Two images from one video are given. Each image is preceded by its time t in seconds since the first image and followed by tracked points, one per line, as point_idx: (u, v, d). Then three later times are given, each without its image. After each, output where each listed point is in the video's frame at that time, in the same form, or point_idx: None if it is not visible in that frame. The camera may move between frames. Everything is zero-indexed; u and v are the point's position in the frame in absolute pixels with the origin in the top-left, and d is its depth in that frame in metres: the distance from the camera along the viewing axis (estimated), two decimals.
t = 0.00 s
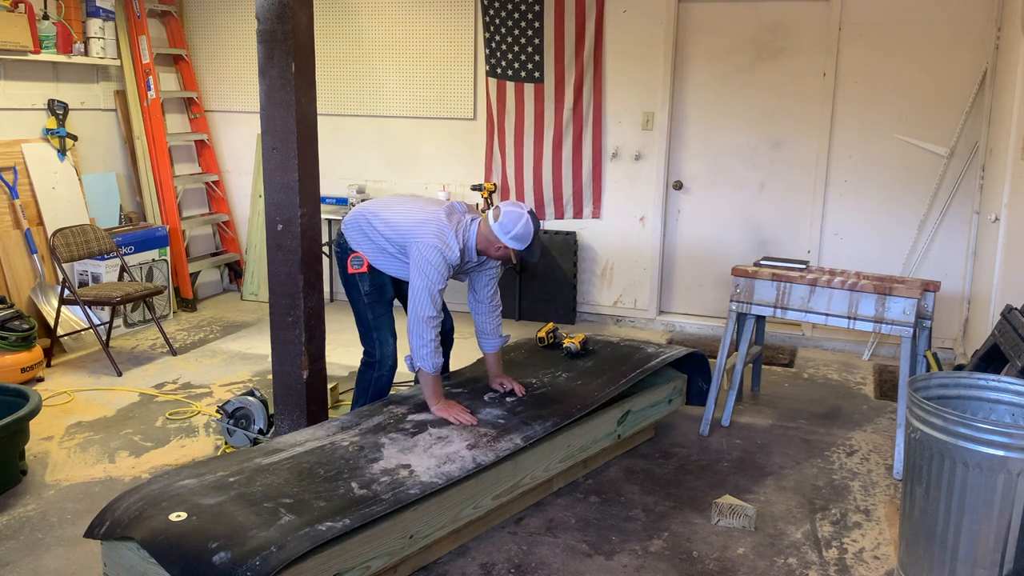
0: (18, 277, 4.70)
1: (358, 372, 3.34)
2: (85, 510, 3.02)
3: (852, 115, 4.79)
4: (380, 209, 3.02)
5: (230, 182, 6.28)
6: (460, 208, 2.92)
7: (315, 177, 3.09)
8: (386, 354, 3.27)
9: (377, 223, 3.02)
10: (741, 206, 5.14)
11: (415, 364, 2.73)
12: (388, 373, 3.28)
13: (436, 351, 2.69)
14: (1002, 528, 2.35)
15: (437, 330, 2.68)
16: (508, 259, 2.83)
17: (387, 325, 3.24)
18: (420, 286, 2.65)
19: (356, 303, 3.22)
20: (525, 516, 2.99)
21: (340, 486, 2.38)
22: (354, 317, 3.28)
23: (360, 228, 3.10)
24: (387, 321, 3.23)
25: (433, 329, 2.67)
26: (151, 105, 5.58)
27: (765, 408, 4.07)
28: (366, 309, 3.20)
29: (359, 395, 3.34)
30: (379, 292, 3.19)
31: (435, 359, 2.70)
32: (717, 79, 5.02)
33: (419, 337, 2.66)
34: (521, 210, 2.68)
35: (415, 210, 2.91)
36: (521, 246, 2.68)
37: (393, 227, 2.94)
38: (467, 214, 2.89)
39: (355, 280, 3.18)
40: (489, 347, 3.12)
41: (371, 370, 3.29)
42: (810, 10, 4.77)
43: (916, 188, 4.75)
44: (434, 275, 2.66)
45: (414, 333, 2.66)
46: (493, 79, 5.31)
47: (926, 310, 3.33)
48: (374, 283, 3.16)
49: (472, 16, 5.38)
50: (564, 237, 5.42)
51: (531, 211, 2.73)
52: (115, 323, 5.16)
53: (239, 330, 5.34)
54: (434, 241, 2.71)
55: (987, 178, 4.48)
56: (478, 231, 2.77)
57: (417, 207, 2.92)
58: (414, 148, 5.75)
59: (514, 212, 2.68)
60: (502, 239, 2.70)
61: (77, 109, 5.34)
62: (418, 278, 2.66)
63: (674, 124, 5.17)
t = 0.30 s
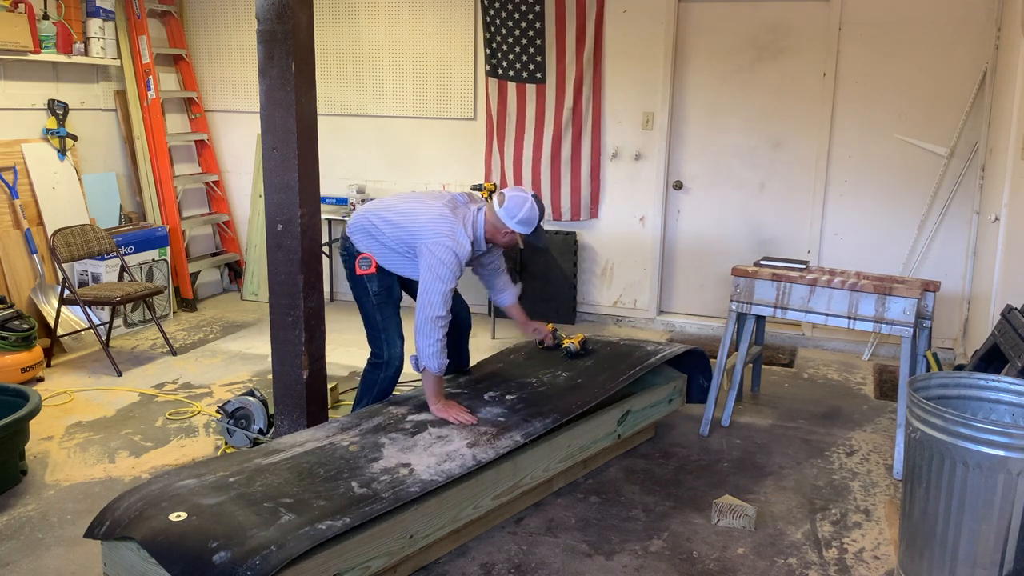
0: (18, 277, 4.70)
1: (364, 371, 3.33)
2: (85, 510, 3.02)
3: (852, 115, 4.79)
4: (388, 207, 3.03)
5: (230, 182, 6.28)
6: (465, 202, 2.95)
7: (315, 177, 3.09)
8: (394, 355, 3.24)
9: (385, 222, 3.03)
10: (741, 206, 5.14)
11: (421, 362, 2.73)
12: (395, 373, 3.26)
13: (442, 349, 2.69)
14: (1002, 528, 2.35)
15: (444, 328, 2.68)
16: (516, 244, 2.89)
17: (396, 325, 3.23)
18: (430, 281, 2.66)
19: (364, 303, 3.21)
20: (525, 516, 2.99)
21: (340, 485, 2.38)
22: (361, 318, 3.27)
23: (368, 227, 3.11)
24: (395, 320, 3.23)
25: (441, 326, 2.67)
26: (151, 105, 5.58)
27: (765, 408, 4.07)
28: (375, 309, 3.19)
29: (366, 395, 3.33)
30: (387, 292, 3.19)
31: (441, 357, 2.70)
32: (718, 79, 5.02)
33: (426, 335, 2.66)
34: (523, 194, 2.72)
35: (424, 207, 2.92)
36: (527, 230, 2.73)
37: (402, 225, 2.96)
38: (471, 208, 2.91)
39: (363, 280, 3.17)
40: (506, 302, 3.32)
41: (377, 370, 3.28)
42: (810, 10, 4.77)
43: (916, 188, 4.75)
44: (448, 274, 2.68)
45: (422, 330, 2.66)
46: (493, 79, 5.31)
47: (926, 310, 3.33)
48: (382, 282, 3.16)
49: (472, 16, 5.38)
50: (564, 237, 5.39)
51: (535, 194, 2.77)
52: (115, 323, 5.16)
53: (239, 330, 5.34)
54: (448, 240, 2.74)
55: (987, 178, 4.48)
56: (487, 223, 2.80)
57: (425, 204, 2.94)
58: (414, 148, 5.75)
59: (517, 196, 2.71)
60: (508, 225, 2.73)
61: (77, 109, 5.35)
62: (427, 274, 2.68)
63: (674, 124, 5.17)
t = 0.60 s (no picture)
0: (18, 277, 4.70)
1: (394, 357, 3.50)
2: (85, 510, 3.02)
3: (852, 115, 4.79)
4: (461, 213, 3.28)
5: (230, 182, 6.28)
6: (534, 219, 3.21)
7: (315, 177, 3.09)
8: (428, 348, 3.43)
9: (454, 226, 3.26)
10: (742, 206, 5.14)
11: (461, 349, 2.91)
12: (424, 364, 3.45)
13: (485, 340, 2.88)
14: (1002, 528, 2.35)
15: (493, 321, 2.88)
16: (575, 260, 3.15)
17: (437, 322, 3.43)
18: (495, 278, 2.90)
19: (412, 295, 3.40)
20: (525, 516, 3.00)
21: (340, 486, 2.38)
22: (404, 306, 3.43)
23: (432, 229, 3.33)
24: (439, 317, 3.41)
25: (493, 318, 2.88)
26: (151, 105, 5.58)
27: (765, 408, 4.07)
28: (423, 303, 3.38)
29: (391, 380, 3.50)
30: (439, 290, 3.38)
31: (483, 347, 2.89)
32: (718, 80, 5.02)
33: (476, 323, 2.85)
34: (590, 214, 3.04)
35: (497, 217, 3.18)
36: (591, 244, 3.03)
37: (471, 230, 3.20)
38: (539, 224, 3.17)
39: (421, 275, 3.38)
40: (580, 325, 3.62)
41: (408, 358, 3.46)
42: (810, 10, 4.77)
43: (916, 188, 4.75)
44: (514, 277, 2.92)
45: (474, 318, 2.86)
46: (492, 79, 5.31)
47: (926, 310, 3.33)
48: (437, 278, 3.35)
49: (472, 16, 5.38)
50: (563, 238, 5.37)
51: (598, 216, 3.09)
52: (115, 323, 5.16)
53: (239, 330, 5.34)
54: (519, 248, 2.98)
55: (987, 178, 4.48)
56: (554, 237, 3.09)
57: (498, 215, 3.20)
58: (414, 148, 5.75)
59: (583, 213, 3.04)
60: (573, 237, 3.04)
61: (77, 109, 5.35)
62: (492, 273, 2.91)
63: (674, 124, 5.17)
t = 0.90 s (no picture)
0: (18, 277, 4.70)
1: (398, 357, 3.50)
2: (86, 510, 3.02)
3: (852, 115, 4.79)
4: (480, 216, 3.32)
5: (230, 182, 6.28)
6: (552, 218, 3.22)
7: (315, 177, 3.09)
8: (433, 350, 3.44)
9: (475, 229, 3.30)
10: (741, 207, 5.14)
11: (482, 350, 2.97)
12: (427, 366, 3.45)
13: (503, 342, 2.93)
14: (1002, 528, 2.35)
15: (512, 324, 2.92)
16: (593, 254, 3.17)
17: (444, 325, 3.45)
18: (511, 279, 2.94)
19: (422, 296, 3.41)
20: (525, 516, 2.99)
21: (340, 486, 2.38)
22: (412, 307, 3.44)
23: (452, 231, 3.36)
24: (447, 321, 3.44)
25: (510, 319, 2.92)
26: (151, 105, 5.58)
27: (765, 408, 4.07)
28: (433, 306, 3.40)
29: (391, 377, 3.49)
30: (450, 294, 3.41)
31: (501, 349, 2.94)
32: (718, 80, 5.02)
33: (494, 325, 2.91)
34: (604, 206, 3.07)
35: (515, 218, 3.22)
36: (606, 235, 3.06)
37: (490, 231, 3.24)
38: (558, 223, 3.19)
39: (434, 277, 3.40)
40: (597, 325, 3.63)
41: (411, 359, 3.46)
42: (810, 10, 4.78)
43: (916, 189, 4.75)
44: (534, 273, 2.96)
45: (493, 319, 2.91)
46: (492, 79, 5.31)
47: (926, 310, 3.33)
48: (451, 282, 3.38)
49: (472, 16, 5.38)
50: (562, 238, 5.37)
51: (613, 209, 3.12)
52: (115, 323, 5.16)
53: (239, 330, 5.34)
54: (537, 243, 3.02)
55: (987, 178, 4.48)
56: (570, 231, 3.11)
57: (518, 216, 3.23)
58: (414, 148, 5.75)
59: (598, 205, 3.07)
60: (590, 229, 3.05)
61: (77, 109, 5.35)
62: (510, 274, 2.95)
63: (674, 124, 5.17)
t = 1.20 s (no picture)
0: (18, 277, 4.70)
1: (405, 357, 3.50)
2: (86, 510, 3.02)
3: (852, 115, 4.79)
4: (495, 222, 3.33)
5: (230, 182, 6.28)
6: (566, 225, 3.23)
7: (315, 177, 3.09)
8: (440, 353, 3.45)
9: (490, 236, 3.31)
10: (741, 206, 5.14)
11: (490, 354, 2.98)
12: (434, 367, 3.46)
13: (512, 347, 2.93)
14: (1002, 527, 2.35)
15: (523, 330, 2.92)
16: (605, 261, 3.19)
17: (453, 329, 3.47)
18: (525, 285, 2.94)
19: (433, 300, 3.42)
20: (525, 515, 2.99)
21: (340, 485, 2.38)
22: (422, 309, 3.45)
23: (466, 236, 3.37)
24: (456, 326, 3.46)
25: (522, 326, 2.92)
26: (151, 105, 5.58)
27: (765, 408, 4.07)
28: (444, 310, 3.41)
29: (397, 377, 3.51)
30: (462, 300, 3.43)
31: (509, 354, 2.95)
32: (718, 80, 5.02)
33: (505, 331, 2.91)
34: (620, 215, 3.08)
35: (529, 224, 3.22)
36: (622, 244, 3.08)
37: (505, 238, 3.25)
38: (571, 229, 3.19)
39: (447, 282, 3.40)
40: (611, 322, 3.61)
41: (418, 360, 3.46)
42: (810, 10, 4.78)
43: (915, 188, 4.75)
44: (547, 283, 2.95)
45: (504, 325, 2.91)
46: (492, 79, 5.31)
47: (926, 310, 3.33)
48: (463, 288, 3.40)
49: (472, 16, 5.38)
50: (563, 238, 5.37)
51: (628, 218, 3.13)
52: (115, 323, 5.16)
53: (239, 330, 5.34)
54: (550, 252, 3.01)
55: (987, 178, 4.48)
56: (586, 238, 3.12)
57: (532, 222, 3.23)
58: (414, 148, 5.75)
59: (614, 213, 3.08)
60: (605, 237, 3.07)
61: (77, 109, 5.35)
62: (524, 280, 2.95)
63: (674, 124, 5.17)
